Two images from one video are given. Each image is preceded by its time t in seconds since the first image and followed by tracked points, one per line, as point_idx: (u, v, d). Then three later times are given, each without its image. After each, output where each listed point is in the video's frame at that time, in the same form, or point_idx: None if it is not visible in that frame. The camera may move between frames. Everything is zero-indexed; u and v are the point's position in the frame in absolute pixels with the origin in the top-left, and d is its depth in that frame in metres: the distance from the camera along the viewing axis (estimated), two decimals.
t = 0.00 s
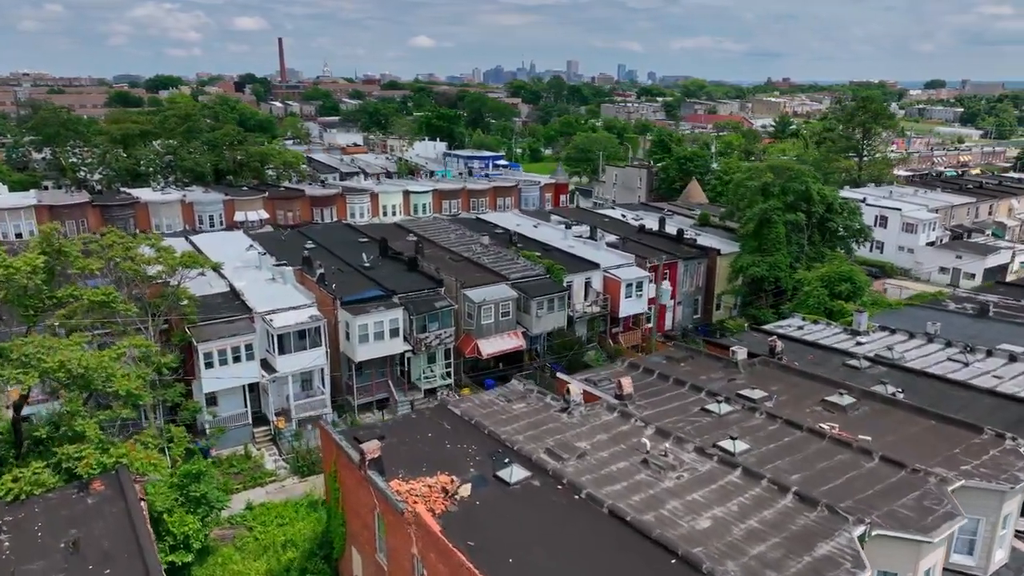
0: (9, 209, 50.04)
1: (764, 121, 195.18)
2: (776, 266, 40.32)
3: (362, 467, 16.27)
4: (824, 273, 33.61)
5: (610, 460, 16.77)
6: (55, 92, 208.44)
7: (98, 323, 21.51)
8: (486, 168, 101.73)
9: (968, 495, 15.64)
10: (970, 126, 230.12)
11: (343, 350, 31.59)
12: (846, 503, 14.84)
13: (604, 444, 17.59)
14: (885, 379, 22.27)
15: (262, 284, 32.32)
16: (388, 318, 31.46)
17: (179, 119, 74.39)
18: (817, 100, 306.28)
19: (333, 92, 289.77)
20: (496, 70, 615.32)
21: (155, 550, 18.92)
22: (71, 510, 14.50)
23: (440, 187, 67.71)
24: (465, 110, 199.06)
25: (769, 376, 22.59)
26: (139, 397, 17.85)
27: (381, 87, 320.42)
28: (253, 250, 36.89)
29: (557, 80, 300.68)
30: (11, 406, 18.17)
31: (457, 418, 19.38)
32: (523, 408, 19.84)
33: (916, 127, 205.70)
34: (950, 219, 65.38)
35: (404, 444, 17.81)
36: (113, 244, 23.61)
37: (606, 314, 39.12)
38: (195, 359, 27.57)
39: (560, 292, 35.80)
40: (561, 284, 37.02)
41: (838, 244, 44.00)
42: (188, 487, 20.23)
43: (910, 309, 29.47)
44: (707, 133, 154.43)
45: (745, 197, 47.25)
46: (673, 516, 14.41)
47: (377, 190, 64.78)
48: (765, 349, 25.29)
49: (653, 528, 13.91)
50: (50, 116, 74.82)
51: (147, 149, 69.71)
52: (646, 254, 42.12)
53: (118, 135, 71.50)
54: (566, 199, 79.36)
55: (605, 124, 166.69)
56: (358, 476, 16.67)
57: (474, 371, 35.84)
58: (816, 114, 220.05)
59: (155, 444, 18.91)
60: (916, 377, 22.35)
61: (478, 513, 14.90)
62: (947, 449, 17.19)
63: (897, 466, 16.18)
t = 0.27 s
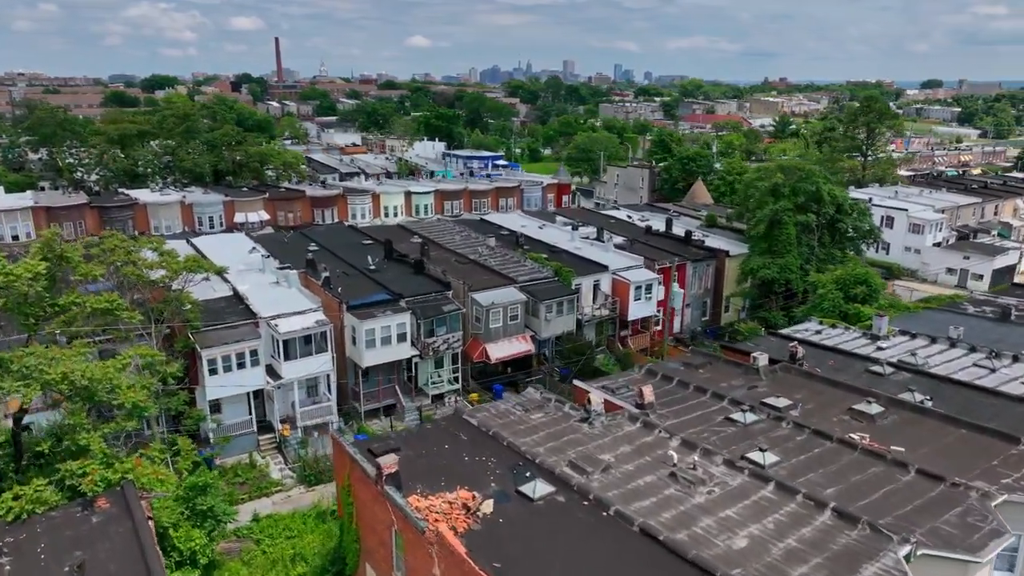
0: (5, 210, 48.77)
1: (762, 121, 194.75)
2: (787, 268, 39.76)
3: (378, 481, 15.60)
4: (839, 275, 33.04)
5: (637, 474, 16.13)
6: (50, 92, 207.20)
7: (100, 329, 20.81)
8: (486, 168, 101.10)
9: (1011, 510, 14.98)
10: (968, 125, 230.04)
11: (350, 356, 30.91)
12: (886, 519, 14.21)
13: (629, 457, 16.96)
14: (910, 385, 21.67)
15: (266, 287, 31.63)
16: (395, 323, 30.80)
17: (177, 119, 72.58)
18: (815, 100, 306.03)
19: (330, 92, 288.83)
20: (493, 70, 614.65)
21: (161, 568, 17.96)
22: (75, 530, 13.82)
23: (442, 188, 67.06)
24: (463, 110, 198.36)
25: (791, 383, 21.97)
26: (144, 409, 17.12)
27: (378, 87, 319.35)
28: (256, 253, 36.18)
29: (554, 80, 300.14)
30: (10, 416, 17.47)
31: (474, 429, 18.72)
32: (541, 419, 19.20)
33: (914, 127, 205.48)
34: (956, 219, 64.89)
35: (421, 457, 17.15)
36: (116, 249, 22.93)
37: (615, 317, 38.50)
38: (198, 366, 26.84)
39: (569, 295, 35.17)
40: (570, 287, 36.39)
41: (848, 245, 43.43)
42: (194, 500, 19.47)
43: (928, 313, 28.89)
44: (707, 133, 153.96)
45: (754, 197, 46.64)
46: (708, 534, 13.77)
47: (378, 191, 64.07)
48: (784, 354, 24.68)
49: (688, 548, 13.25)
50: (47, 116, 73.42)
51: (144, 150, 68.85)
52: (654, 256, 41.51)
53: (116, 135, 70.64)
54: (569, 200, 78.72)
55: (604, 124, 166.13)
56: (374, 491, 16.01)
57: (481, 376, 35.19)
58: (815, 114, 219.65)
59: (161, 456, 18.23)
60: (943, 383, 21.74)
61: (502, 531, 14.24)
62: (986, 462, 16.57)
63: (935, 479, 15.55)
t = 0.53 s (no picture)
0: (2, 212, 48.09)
1: (761, 121, 194.29)
2: (799, 270, 39.15)
3: (399, 501, 14.89)
4: (855, 279, 32.45)
5: (667, 491, 15.44)
6: (45, 92, 205.76)
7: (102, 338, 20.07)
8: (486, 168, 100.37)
9: None
10: (966, 125, 229.96)
11: (357, 362, 30.16)
12: (933, 540, 13.53)
13: (657, 472, 16.26)
14: (940, 394, 21.02)
15: (270, 292, 30.87)
16: (404, 328, 30.07)
17: (175, 119, 70.52)
18: (813, 100, 305.82)
19: (326, 92, 287.74)
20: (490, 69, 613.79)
21: None
22: (80, 554, 13.07)
23: (444, 189, 66.34)
24: (461, 110, 197.54)
25: (817, 392, 21.31)
26: (151, 424, 16.40)
27: (375, 87, 318.32)
28: (259, 257, 35.43)
29: (552, 80, 299.47)
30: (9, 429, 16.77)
31: (493, 441, 18.02)
32: (562, 431, 18.49)
33: (913, 127, 205.22)
34: (962, 220, 64.34)
35: (441, 473, 16.43)
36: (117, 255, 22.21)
37: (625, 321, 37.83)
38: (203, 374, 26.07)
39: (580, 299, 34.49)
40: (579, 290, 35.70)
41: (858, 247, 42.88)
42: (201, 516, 18.73)
43: (949, 319, 28.28)
44: (707, 133, 153.37)
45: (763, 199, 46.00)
46: (748, 558, 13.07)
47: (380, 192, 63.31)
48: (806, 362, 24.02)
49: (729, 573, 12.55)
50: (43, 116, 71.94)
51: (142, 150, 67.93)
52: (663, 259, 40.85)
53: (113, 136, 69.73)
54: (571, 201, 78.03)
55: (604, 124, 165.48)
56: (393, 510, 15.31)
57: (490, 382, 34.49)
58: (814, 114, 219.26)
59: (167, 474, 17.54)
60: (973, 392, 21.10)
61: (530, 553, 13.54)
62: None
63: (979, 496, 14.87)
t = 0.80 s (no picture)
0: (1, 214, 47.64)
1: (761, 121, 193.80)
2: (811, 273, 38.57)
3: (417, 521, 14.21)
4: (871, 282, 31.90)
5: (699, 509, 14.78)
6: (41, 92, 204.38)
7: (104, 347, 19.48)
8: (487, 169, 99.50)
9: None
10: (964, 125, 229.90)
11: (364, 368, 29.45)
12: (983, 562, 12.89)
13: (686, 488, 15.62)
14: (970, 403, 20.40)
15: (275, 297, 30.15)
16: (412, 334, 29.38)
17: (173, 119, 70.75)
18: (811, 100, 305.79)
19: (324, 92, 286.68)
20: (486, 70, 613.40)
21: None
22: None
23: (446, 190, 65.64)
24: (460, 110, 196.78)
25: (843, 401, 20.69)
26: (158, 439, 15.73)
27: (373, 87, 317.36)
28: (262, 260, 34.73)
29: (550, 81, 298.87)
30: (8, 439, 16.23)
31: (514, 455, 17.36)
32: (584, 443, 17.84)
33: (912, 128, 204.97)
34: (969, 221, 63.80)
35: (460, 490, 15.76)
36: (119, 260, 21.52)
37: (634, 325, 37.19)
38: (207, 382, 25.39)
39: (590, 302, 33.84)
40: (589, 294, 35.05)
41: (869, 248, 42.35)
42: (208, 532, 18.17)
43: (970, 324, 27.70)
44: (707, 133, 152.83)
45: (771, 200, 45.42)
46: None
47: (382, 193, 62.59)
48: (828, 369, 23.39)
49: None
50: (40, 117, 71.49)
51: (141, 151, 67.14)
52: (673, 261, 40.23)
53: (111, 136, 68.90)
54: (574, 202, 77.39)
55: (603, 124, 164.88)
56: (411, 530, 14.64)
57: (499, 388, 33.82)
58: (812, 114, 218.98)
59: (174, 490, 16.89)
60: (1003, 402, 20.50)
61: None
62: None
63: None
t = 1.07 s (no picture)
0: None
1: (760, 121, 193.35)
2: (823, 276, 38.07)
3: (441, 541, 13.53)
4: (888, 285, 31.34)
5: (734, 527, 14.14)
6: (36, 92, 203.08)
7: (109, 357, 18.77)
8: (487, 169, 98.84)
9: None
10: (962, 125, 229.95)
11: (372, 375, 28.78)
12: None
13: (719, 504, 14.98)
14: (1001, 413, 19.80)
15: (280, 301, 29.47)
16: (421, 339, 28.71)
17: (172, 120, 70.15)
18: (809, 100, 305.81)
19: (321, 92, 285.64)
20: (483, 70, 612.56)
21: None
22: None
23: (448, 191, 65.03)
24: (458, 110, 196.07)
25: (870, 409, 20.07)
26: (168, 454, 14.96)
27: (370, 87, 316.40)
28: (266, 264, 34.04)
29: (548, 81, 298.26)
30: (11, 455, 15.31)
31: (536, 468, 16.71)
32: (609, 456, 17.20)
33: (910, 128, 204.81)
34: (976, 222, 63.33)
35: (483, 506, 15.09)
36: (123, 266, 20.79)
37: (645, 328, 36.56)
38: (212, 390, 24.71)
39: (601, 306, 33.21)
40: (599, 297, 34.42)
41: (880, 250, 41.86)
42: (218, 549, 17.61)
43: (992, 328, 27.14)
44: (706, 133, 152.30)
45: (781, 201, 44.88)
46: None
47: (384, 194, 61.91)
48: (852, 376, 22.78)
49: None
50: (36, 117, 70.32)
51: (139, 152, 66.35)
52: (682, 264, 39.66)
53: (109, 136, 68.05)
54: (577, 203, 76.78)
55: (602, 124, 164.35)
56: (434, 550, 13.95)
57: (508, 394, 33.15)
58: (811, 114, 218.78)
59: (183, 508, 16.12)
60: None
61: None
62: None
63: None
